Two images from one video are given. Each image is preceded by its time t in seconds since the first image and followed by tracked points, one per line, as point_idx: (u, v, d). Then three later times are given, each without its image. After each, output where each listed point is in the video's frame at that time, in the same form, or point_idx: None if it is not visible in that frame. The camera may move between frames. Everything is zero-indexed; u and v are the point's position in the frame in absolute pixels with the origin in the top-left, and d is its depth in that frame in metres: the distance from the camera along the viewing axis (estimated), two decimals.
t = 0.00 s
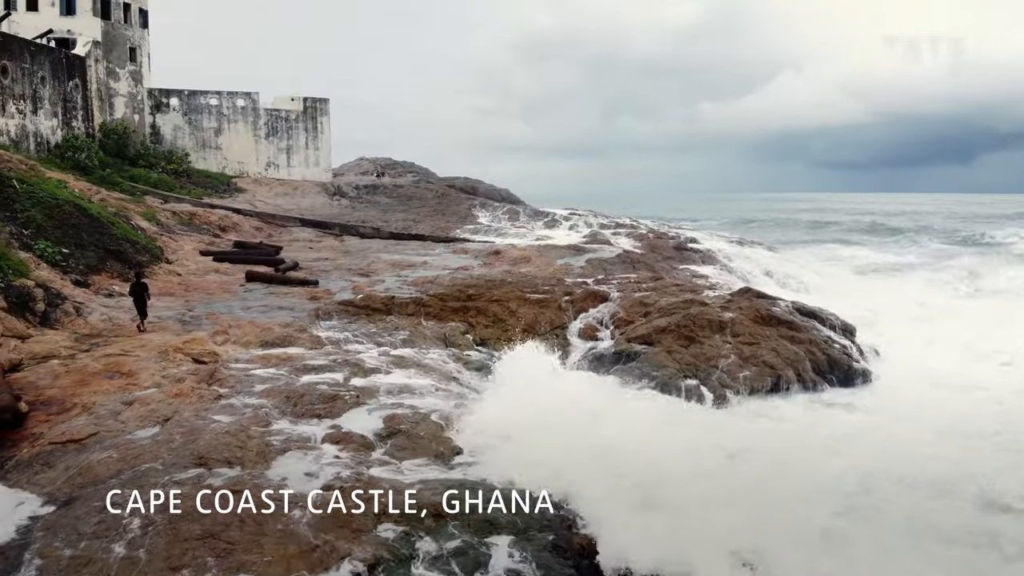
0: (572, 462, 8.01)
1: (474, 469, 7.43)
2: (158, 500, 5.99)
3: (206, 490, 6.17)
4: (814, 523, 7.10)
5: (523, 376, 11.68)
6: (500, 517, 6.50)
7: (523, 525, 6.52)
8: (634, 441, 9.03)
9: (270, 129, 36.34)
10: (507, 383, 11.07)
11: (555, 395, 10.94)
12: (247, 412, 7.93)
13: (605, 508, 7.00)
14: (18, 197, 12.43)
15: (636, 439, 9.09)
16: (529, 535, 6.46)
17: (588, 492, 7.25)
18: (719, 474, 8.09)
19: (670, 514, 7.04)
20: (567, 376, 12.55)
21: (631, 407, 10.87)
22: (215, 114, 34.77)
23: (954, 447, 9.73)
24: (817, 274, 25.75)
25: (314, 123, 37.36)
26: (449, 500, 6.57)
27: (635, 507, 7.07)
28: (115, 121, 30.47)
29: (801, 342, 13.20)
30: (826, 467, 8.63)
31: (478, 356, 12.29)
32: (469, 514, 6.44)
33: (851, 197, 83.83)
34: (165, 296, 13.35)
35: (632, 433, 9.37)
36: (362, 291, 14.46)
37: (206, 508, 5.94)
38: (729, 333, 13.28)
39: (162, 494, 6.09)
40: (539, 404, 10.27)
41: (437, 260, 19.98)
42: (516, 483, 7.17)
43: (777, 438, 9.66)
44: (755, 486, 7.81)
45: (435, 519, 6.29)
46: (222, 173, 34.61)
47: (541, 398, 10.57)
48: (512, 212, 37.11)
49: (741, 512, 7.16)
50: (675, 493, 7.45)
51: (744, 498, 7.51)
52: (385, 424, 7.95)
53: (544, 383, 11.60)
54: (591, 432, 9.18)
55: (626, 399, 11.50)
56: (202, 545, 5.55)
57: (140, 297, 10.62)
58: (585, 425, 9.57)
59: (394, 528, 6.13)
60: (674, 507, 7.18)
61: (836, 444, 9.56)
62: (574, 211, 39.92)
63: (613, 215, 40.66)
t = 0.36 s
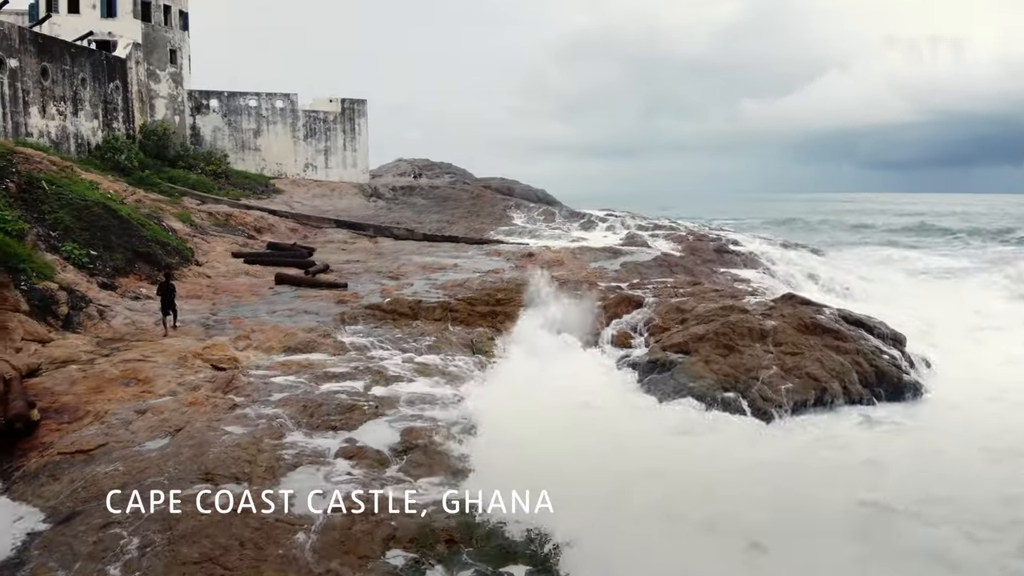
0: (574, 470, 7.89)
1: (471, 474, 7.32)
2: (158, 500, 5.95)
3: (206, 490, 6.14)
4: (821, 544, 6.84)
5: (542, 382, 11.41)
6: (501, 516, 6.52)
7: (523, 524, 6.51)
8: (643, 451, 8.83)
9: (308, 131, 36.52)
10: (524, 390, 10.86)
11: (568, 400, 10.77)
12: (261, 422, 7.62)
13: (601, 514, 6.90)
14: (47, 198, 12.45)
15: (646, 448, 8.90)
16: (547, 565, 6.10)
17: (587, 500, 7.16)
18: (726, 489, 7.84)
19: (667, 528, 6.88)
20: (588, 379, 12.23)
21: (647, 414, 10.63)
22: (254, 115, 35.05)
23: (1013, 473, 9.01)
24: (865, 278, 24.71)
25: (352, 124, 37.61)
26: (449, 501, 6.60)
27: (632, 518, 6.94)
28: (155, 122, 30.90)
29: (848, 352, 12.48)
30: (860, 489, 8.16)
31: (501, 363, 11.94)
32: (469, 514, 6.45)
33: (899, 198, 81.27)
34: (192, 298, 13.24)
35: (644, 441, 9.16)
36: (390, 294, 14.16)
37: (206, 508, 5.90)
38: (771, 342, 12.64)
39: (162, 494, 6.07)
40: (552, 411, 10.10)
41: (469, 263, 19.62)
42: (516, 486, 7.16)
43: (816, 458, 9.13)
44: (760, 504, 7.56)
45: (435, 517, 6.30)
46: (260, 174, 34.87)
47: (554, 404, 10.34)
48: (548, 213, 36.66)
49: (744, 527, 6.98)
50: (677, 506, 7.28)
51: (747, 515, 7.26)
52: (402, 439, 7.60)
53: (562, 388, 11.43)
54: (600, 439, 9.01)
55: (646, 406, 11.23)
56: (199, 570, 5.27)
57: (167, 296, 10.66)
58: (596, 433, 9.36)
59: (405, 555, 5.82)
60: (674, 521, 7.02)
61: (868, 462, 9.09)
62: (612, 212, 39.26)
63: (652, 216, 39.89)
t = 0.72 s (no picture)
0: (576, 472, 7.81)
1: (474, 475, 7.27)
2: (158, 500, 5.98)
3: (206, 490, 6.17)
4: (828, 561, 6.67)
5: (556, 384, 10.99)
6: (500, 515, 6.68)
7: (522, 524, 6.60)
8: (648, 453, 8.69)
9: (344, 131, 36.52)
10: (535, 392, 10.48)
11: (579, 398, 10.49)
12: (271, 435, 7.30)
13: (600, 516, 6.88)
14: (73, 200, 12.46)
15: (650, 452, 8.76)
16: None
17: (588, 502, 7.12)
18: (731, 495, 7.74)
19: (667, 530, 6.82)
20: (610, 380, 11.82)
21: (659, 414, 10.34)
22: (291, 116, 35.18)
23: None
24: (916, 284, 23.59)
25: (388, 125, 37.44)
26: (449, 501, 6.77)
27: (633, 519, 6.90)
28: (193, 123, 31.23)
29: (896, 364, 11.72)
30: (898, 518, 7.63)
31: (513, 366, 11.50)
32: (469, 514, 6.64)
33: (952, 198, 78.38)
34: (217, 301, 13.10)
35: (651, 445, 9.01)
36: (416, 299, 13.83)
37: (206, 508, 5.94)
38: (813, 353, 11.96)
39: (162, 494, 6.10)
40: (558, 412, 9.79)
41: (501, 266, 19.20)
42: (517, 486, 7.22)
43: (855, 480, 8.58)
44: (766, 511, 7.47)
45: (435, 516, 6.50)
46: (297, 175, 35.00)
47: (569, 405, 10.14)
48: (584, 214, 36.07)
49: (744, 535, 6.89)
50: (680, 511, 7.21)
51: (751, 522, 7.19)
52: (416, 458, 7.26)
53: (570, 385, 11.06)
54: (607, 438, 8.97)
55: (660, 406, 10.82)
56: None
57: (192, 297, 10.69)
58: (602, 433, 9.17)
59: None
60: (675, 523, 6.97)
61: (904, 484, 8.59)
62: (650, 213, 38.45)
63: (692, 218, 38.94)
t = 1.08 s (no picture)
0: (578, 469, 7.81)
1: (476, 474, 7.23)
2: (158, 500, 6.05)
3: (206, 490, 6.24)
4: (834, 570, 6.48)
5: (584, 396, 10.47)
6: (500, 515, 6.61)
7: (521, 522, 6.56)
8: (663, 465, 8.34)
9: (378, 133, 36.41)
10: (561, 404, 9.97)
11: (600, 407, 10.07)
12: (276, 453, 6.96)
13: (596, 513, 6.87)
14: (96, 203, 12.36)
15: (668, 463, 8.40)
16: None
17: (588, 502, 7.07)
18: (745, 509, 7.42)
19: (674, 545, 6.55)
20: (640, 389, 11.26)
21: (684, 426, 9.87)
22: (325, 117, 35.21)
23: None
24: (968, 291, 22.43)
25: (422, 126, 37.23)
26: (449, 500, 6.69)
27: (636, 531, 6.66)
28: (228, 125, 31.43)
29: (947, 380, 10.93)
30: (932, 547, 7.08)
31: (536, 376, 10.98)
32: (469, 514, 6.55)
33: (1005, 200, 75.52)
34: (239, 306, 12.90)
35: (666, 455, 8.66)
36: (440, 305, 13.44)
37: (206, 508, 6.02)
38: (857, 367, 11.25)
39: (162, 495, 6.16)
40: (583, 424, 9.33)
41: (531, 271, 18.73)
42: (518, 485, 7.17)
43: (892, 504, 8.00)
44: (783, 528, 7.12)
45: (435, 517, 6.42)
46: (331, 177, 35.03)
47: (584, 407, 10.02)
48: (618, 216, 35.39)
49: (741, 537, 6.83)
50: (688, 524, 6.94)
51: (765, 540, 6.83)
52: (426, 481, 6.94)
53: (598, 397, 10.54)
54: (615, 439, 8.92)
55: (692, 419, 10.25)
56: None
57: (213, 300, 10.54)
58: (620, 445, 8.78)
59: None
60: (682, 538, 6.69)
61: (949, 511, 7.96)
62: (686, 215, 37.58)
63: (730, 220, 37.96)
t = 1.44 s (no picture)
0: (583, 470, 7.83)
1: (480, 473, 7.23)
2: (157, 500, 6.02)
3: (206, 490, 6.24)
4: None
5: (610, 413, 9.92)
6: (500, 515, 6.60)
7: (521, 521, 6.58)
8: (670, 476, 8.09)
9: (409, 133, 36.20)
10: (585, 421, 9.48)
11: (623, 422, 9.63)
12: (276, 472, 6.61)
13: (596, 516, 6.90)
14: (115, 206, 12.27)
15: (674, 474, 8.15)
16: None
17: (589, 504, 7.09)
18: (751, 519, 7.27)
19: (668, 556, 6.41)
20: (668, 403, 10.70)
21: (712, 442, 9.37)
22: (357, 118, 35.13)
23: None
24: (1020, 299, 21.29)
25: (452, 127, 36.93)
26: (449, 500, 6.65)
27: (634, 535, 6.66)
28: (260, 125, 31.51)
29: (998, 397, 10.15)
30: None
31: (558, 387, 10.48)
32: (468, 514, 6.51)
33: None
34: (257, 311, 12.66)
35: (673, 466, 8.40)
36: (462, 310, 13.03)
37: (205, 508, 6.00)
38: (901, 382, 10.55)
39: (163, 495, 6.15)
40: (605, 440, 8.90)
41: (558, 275, 18.23)
42: (520, 484, 7.18)
43: (931, 534, 7.41)
44: (786, 542, 6.91)
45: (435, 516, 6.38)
46: (362, 178, 34.95)
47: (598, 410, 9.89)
48: (651, 218, 34.66)
49: (745, 545, 6.75)
50: (687, 534, 6.81)
51: (767, 552, 6.66)
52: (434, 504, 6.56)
53: (627, 412, 10.02)
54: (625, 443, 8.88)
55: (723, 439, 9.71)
56: None
57: (229, 300, 10.67)
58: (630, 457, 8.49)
59: None
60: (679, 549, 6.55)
61: (998, 542, 7.33)
62: (722, 217, 36.67)
63: (767, 222, 36.93)
